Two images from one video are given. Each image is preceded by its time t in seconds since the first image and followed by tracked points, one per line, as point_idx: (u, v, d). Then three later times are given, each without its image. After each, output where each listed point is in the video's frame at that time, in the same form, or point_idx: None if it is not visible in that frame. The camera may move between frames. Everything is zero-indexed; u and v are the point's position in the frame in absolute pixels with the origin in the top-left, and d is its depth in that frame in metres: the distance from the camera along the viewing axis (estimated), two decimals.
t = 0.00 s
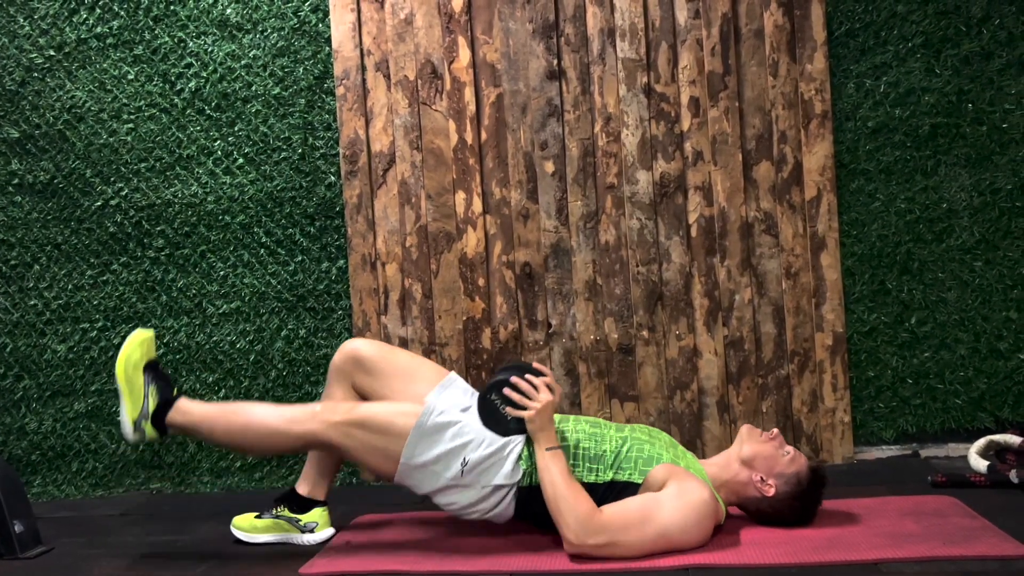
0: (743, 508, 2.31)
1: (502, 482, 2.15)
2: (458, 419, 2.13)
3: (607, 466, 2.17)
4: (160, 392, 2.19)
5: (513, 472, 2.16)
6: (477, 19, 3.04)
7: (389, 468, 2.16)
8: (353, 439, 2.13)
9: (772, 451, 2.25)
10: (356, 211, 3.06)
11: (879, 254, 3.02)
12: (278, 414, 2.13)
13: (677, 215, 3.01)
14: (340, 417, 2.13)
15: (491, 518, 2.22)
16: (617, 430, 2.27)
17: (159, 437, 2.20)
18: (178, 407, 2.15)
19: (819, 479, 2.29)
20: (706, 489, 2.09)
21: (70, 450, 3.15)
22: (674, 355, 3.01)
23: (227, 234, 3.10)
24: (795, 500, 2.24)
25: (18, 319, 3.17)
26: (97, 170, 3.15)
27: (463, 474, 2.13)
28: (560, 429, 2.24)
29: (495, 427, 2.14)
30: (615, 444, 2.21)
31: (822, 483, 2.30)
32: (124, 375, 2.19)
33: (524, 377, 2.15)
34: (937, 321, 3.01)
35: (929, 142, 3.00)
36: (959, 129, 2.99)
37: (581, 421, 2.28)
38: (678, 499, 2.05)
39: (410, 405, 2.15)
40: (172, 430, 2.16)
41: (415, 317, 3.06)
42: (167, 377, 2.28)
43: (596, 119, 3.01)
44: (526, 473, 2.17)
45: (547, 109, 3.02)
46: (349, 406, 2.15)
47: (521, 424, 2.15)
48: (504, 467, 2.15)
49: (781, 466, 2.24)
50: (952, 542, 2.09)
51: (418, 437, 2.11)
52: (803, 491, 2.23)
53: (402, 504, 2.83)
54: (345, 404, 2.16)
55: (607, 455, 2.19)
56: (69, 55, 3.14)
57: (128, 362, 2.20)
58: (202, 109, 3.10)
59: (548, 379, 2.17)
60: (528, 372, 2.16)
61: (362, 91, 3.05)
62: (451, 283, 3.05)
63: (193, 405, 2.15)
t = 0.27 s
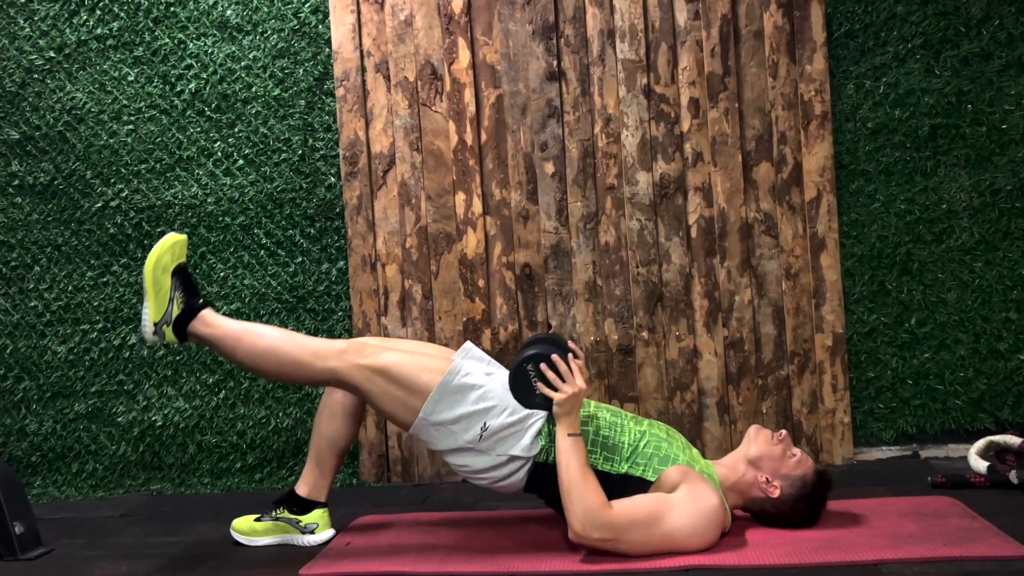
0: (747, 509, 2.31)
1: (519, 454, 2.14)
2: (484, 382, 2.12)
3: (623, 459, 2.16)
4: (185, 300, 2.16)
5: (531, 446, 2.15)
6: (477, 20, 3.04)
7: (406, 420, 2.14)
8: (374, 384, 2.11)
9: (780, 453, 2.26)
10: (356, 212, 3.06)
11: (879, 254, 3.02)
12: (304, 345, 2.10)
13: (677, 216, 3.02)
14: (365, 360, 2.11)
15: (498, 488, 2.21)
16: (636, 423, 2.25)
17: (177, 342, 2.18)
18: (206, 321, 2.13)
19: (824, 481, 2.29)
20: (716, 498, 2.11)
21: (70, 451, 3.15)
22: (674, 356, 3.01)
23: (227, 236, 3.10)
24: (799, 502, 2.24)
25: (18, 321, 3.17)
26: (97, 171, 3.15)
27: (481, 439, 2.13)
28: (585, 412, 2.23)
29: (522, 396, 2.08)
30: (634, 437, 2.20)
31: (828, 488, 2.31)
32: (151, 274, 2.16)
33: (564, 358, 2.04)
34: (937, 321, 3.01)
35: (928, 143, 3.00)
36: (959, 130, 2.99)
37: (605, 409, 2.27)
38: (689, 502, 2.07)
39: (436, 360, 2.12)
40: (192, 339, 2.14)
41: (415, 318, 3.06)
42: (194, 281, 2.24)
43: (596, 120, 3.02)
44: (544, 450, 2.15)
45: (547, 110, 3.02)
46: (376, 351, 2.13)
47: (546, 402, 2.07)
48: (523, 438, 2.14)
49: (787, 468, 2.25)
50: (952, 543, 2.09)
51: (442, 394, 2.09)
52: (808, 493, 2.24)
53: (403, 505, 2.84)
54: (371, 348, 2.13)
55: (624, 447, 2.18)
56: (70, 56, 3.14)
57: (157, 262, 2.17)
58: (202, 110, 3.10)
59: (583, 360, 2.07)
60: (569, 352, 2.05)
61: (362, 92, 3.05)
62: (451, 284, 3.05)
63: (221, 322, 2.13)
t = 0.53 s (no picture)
0: (746, 510, 2.31)
1: (515, 464, 2.13)
2: (479, 391, 2.11)
3: (620, 464, 2.16)
4: (180, 309, 2.17)
5: (527, 456, 2.13)
6: (477, 21, 3.04)
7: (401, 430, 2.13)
8: (369, 393, 2.10)
9: (780, 455, 2.26)
10: (356, 213, 3.06)
11: (879, 255, 3.02)
12: (299, 354, 2.10)
13: (677, 217, 3.02)
14: (359, 368, 2.10)
15: (496, 496, 2.21)
16: (631, 427, 2.25)
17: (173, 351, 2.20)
18: (201, 329, 2.14)
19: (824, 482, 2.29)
20: (716, 499, 2.11)
21: (71, 452, 3.15)
22: (674, 356, 3.01)
23: (228, 236, 3.10)
24: (800, 504, 2.24)
25: (18, 322, 3.17)
26: (98, 172, 3.15)
27: (476, 449, 2.12)
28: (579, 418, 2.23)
29: (515, 407, 2.11)
30: (629, 441, 2.20)
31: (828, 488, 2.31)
32: (146, 284, 2.17)
33: (555, 364, 2.09)
34: (937, 322, 3.01)
35: (928, 144, 3.00)
36: (959, 130, 2.99)
37: (598, 414, 2.28)
38: (689, 504, 2.07)
39: (431, 369, 2.12)
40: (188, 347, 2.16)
41: (415, 319, 3.06)
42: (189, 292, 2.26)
43: (596, 121, 3.02)
44: (541, 459, 2.15)
45: (546, 111, 3.02)
46: (371, 359, 2.12)
47: (541, 410, 2.11)
48: (518, 448, 2.13)
49: (788, 469, 2.25)
50: (952, 543, 2.09)
51: (436, 404, 2.09)
52: (808, 495, 2.24)
53: (403, 506, 2.84)
54: (366, 356, 2.13)
55: (620, 452, 2.18)
56: (70, 58, 3.15)
57: (152, 272, 2.18)
58: (202, 111, 3.11)
59: (573, 365, 2.12)
60: (560, 359, 2.10)
61: (362, 93, 3.05)
62: (451, 284, 3.05)
63: (217, 331, 2.13)
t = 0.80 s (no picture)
0: (744, 511, 2.31)
1: (502, 491, 2.13)
2: (459, 423, 2.12)
3: (608, 474, 2.17)
4: (156, 383, 2.22)
5: (513, 482, 2.14)
6: (477, 22, 3.04)
7: (387, 472, 2.14)
8: (352, 440, 2.12)
9: (776, 456, 2.25)
10: (357, 214, 3.06)
11: (880, 255, 3.02)
12: (279, 412, 2.13)
13: (678, 217, 3.01)
14: (339, 417, 2.12)
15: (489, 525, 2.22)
16: (616, 436, 2.26)
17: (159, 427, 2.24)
18: (179, 400, 2.18)
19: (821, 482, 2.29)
20: (711, 495, 2.11)
21: (71, 454, 3.15)
22: (675, 357, 3.01)
23: (228, 238, 3.10)
24: (797, 504, 2.24)
25: (19, 323, 3.17)
26: (98, 173, 3.15)
27: (462, 481, 2.12)
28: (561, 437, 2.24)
29: (494, 432, 2.12)
30: (616, 451, 2.20)
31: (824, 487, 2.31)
32: (121, 366, 2.24)
33: (526, 383, 2.11)
34: (938, 323, 3.01)
35: (929, 144, 3.00)
36: (960, 131, 2.99)
37: (581, 429, 2.28)
38: (685, 504, 2.06)
39: (410, 407, 2.12)
40: (171, 421, 2.19)
41: (416, 320, 3.06)
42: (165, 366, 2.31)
43: (597, 122, 3.02)
44: (526, 483, 2.16)
45: (547, 112, 3.02)
46: (349, 406, 2.14)
47: (521, 432, 2.13)
48: (503, 476, 2.13)
49: (784, 471, 2.25)
50: (953, 544, 2.09)
51: (418, 441, 2.09)
52: (805, 496, 2.24)
53: (404, 507, 2.84)
54: (345, 404, 2.14)
55: (607, 463, 2.18)
56: (70, 59, 3.15)
57: (125, 354, 2.25)
58: (202, 112, 3.11)
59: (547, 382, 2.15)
60: (529, 377, 2.13)
61: (362, 94, 3.05)
62: (452, 285, 3.05)
63: (198, 399, 2.18)
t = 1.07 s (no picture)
0: (742, 512, 2.31)
1: (495, 510, 2.13)
2: (444, 450, 2.12)
3: (601, 479, 2.17)
4: (150, 463, 2.24)
5: (504, 500, 2.14)
6: (477, 23, 3.05)
7: (381, 510, 2.14)
8: (343, 484, 2.12)
9: (769, 456, 2.24)
10: (357, 215, 3.06)
11: (881, 257, 3.02)
12: (267, 469, 2.15)
13: (678, 219, 3.02)
14: (326, 463, 2.13)
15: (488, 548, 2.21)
16: (605, 443, 2.26)
17: (157, 507, 2.24)
18: (171, 474, 2.20)
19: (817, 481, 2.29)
20: (706, 489, 2.09)
21: (72, 455, 3.15)
22: (675, 359, 3.01)
23: (229, 239, 3.11)
24: (794, 504, 2.24)
25: (21, 324, 3.17)
26: (99, 175, 3.15)
27: (455, 506, 2.11)
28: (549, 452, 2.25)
29: (481, 454, 2.15)
30: (606, 457, 2.21)
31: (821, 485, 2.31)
32: (112, 451, 2.26)
33: (501, 401, 2.18)
34: (939, 324, 3.01)
35: (930, 145, 3.00)
36: (960, 132, 2.99)
37: (568, 442, 2.29)
38: (679, 501, 2.05)
39: (395, 443, 2.13)
40: (166, 496, 2.21)
41: (417, 321, 3.06)
42: (156, 446, 2.32)
43: (597, 123, 3.02)
44: (519, 499, 2.15)
45: (547, 113, 3.02)
46: (336, 452, 2.15)
47: (507, 449, 2.16)
48: (494, 495, 2.13)
49: (778, 470, 2.24)
50: (954, 545, 2.09)
51: (407, 473, 2.10)
52: (801, 495, 2.24)
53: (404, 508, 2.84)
54: (331, 451, 2.15)
55: (599, 470, 2.18)
56: (71, 61, 3.15)
57: (114, 439, 2.27)
58: (203, 114, 3.11)
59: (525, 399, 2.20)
60: (505, 396, 2.19)
61: (363, 95, 3.06)
62: (452, 287, 3.05)
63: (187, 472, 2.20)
